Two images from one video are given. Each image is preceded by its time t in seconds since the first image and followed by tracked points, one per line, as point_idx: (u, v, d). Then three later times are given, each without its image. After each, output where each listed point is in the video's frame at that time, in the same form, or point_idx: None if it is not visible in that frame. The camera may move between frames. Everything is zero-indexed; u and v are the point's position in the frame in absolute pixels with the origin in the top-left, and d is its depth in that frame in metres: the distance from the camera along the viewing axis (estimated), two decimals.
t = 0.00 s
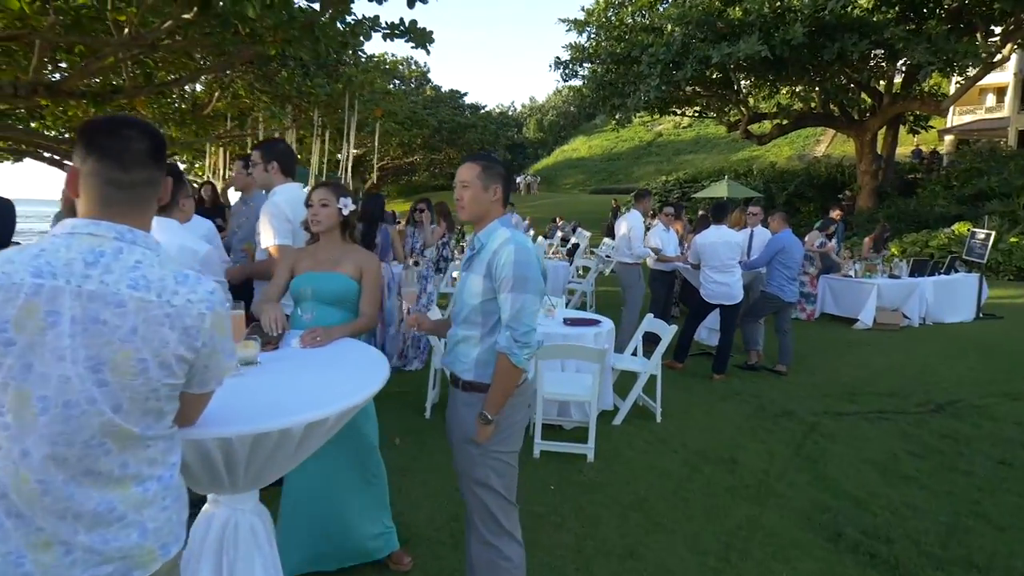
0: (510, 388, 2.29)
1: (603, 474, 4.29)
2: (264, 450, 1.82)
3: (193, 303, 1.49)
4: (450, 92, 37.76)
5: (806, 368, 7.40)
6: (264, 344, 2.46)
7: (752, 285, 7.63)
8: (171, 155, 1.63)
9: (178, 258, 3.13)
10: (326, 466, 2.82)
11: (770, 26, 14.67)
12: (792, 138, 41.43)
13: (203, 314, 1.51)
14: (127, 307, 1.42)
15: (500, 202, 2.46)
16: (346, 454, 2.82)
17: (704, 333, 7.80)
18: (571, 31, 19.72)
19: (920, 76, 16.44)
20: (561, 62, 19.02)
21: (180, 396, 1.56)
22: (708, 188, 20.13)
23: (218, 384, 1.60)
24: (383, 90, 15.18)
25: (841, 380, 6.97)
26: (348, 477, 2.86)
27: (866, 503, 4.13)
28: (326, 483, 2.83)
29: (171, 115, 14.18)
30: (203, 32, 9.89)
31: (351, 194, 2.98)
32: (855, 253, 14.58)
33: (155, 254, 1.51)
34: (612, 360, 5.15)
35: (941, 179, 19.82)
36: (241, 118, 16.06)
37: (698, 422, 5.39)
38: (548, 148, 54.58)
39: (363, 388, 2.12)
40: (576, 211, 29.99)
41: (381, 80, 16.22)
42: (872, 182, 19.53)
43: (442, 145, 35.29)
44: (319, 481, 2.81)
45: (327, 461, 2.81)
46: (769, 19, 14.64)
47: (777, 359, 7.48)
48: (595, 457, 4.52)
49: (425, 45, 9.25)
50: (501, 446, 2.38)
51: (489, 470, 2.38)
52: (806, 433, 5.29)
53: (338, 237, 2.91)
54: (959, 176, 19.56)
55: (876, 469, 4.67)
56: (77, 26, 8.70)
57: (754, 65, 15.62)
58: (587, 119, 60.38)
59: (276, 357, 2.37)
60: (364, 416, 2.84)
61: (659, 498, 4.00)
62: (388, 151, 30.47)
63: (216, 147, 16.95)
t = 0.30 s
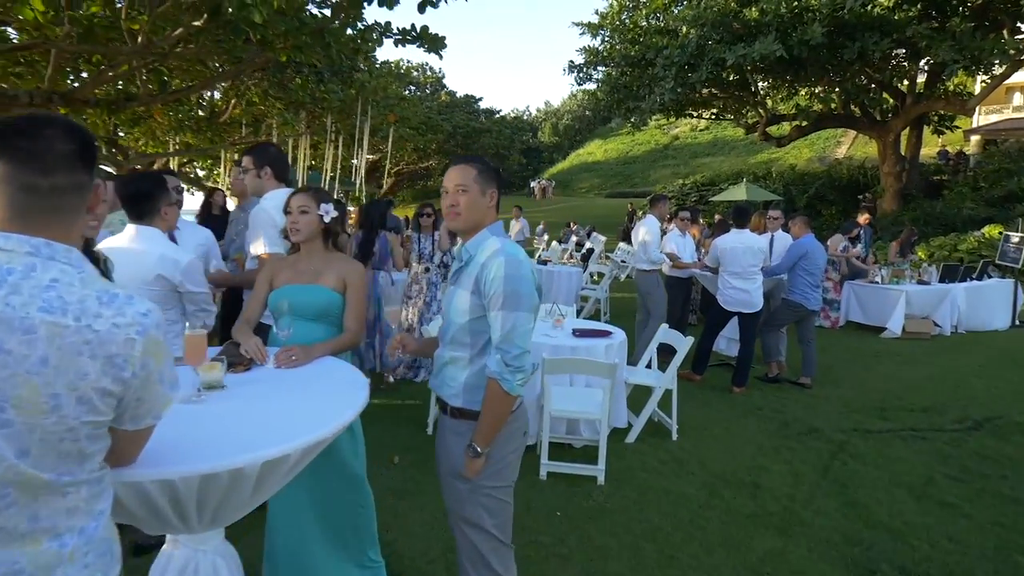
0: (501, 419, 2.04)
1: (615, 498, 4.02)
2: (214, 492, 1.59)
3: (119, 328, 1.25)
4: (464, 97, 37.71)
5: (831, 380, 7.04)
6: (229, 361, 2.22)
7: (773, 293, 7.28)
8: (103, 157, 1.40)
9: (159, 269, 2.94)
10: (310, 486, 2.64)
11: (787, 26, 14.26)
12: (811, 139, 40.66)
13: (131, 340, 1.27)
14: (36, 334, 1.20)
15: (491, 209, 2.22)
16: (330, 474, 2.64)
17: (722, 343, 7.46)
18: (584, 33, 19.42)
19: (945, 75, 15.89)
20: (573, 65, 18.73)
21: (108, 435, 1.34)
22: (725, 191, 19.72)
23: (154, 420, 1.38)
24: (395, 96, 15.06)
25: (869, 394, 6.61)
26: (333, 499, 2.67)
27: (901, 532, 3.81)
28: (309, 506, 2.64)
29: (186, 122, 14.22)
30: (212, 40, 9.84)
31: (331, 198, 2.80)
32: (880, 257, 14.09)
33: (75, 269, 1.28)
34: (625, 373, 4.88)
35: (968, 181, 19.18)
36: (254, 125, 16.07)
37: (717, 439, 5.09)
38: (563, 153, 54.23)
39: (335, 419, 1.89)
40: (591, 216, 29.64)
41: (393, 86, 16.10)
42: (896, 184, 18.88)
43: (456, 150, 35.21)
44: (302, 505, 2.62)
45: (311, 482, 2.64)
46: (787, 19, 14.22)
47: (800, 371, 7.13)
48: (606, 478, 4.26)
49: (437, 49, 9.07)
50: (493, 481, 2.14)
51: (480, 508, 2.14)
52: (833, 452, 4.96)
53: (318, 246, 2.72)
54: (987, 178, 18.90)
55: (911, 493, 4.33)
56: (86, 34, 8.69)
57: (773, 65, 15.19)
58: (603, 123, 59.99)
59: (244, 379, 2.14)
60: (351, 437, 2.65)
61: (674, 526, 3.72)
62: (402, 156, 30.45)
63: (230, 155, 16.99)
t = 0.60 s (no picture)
0: (490, 457, 1.83)
1: (626, 523, 3.79)
2: (156, 545, 1.42)
3: (22, 369, 1.10)
4: (481, 104, 37.72)
5: (859, 394, 6.69)
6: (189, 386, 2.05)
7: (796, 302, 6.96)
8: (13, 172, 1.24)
9: (139, 284, 2.79)
10: (292, 514, 2.49)
11: (808, 25, 13.87)
12: (835, 141, 39.82)
13: (39, 382, 1.12)
14: None
15: (481, 220, 2.00)
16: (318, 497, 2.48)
17: (742, 354, 7.16)
18: (599, 37, 19.19)
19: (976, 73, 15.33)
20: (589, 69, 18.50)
21: (19, 487, 1.18)
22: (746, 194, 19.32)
23: (76, 470, 1.21)
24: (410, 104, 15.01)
25: (901, 408, 6.26)
26: (315, 514, 2.50)
27: (938, 564, 3.51)
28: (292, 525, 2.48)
29: (206, 133, 14.34)
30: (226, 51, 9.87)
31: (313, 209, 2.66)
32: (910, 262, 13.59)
33: None
34: (636, 389, 4.64)
35: (1001, 182, 18.49)
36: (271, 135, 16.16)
37: (737, 458, 4.83)
38: (581, 158, 53.92)
39: (301, 456, 1.72)
40: (608, 220, 29.30)
41: (408, 93, 16.06)
42: (924, 185, 18.19)
43: (473, 156, 35.19)
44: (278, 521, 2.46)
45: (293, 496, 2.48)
46: (807, 17, 13.81)
47: (826, 383, 6.79)
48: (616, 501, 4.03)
49: (451, 62, 8.98)
50: (481, 521, 1.95)
51: (467, 550, 1.95)
52: (862, 473, 4.66)
53: (300, 260, 2.59)
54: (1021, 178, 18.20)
55: (948, 519, 4.02)
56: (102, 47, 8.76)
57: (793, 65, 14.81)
58: (621, 127, 59.57)
59: (209, 408, 1.97)
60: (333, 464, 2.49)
61: (690, 555, 3.48)
62: (420, 163, 30.49)
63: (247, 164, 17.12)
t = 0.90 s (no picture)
0: (477, 508, 1.55)
1: (643, 553, 3.54)
2: None
3: None
4: (499, 111, 37.72)
5: (892, 409, 6.32)
6: (150, 419, 1.88)
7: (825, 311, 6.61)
8: None
9: (117, 299, 2.61)
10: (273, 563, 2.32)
11: (832, 24, 13.44)
12: (862, 142, 38.85)
13: None
14: None
15: (471, 232, 1.74)
16: (290, 508, 2.29)
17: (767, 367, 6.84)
18: (617, 42, 18.95)
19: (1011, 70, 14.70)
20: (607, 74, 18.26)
21: None
22: (769, 198, 18.86)
23: None
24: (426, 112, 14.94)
25: (939, 424, 5.88)
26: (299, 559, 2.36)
27: None
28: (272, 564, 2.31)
29: (225, 143, 14.45)
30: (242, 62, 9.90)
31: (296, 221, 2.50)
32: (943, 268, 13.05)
33: None
34: (653, 406, 4.38)
35: None
36: (289, 144, 16.24)
37: (762, 480, 4.54)
38: (600, 163, 53.56)
39: (261, 502, 1.52)
40: (628, 226, 28.93)
41: (424, 102, 16.00)
42: (955, 187, 17.50)
43: (491, 163, 35.20)
44: (251, 552, 2.27)
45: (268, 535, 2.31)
46: (831, 16, 13.39)
47: (857, 398, 6.44)
48: (632, 529, 3.77)
49: (466, 73, 8.85)
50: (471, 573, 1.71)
51: None
52: (899, 498, 4.33)
53: (282, 275, 2.43)
54: None
55: (997, 551, 3.68)
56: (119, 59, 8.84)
57: (817, 65, 14.39)
58: (641, 131, 59.07)
59: (170, 442, 1.79)
60: (312, 500, 2.40)
61: None
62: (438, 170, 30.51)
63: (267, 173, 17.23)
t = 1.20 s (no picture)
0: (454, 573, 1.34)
1: None
2: None
3: None
4: (519, 119, 37.67)
5: (929, 427, 5.94)
6: (102, 460, 1.72)
7: (857, 322, 6.25)
8: None
9: (96, 321, 2.50)
10: None
11: (860, 23, 13.00)
12: (891, 144, 37.81)
13: None
14: None
15: (454, 254, 1.56)
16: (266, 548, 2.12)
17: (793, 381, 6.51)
18: (637, 47, 18.70)
19: None
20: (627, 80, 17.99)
21: None
22: (795, 203, 18.36)
23: None
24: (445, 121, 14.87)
25: (982, 444, 5.49)
26: None
27: None
28: None
29: (247, 154, 14.58)
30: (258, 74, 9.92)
31: (280, 239, 2.37)
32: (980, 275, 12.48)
33: None
34: (672, 428, 4.12)
35: None
36: (309, 154, 16.33)
37: (789, 506, 4.24)
38: (622, 170, 53.09)
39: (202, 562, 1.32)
40: (650, 233, 28.52)
41: (442, 111, 15.94)
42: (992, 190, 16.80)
43: (512, 170, 35.17)
44: None
45: None
46: (859, 15, 12.96)
47: (890, 415, 6.07)
48: (649, 561, 3.52)
49: (481, 82, 8.72)
50: None
51: None
52: (941, 527, 4.00)
53: (263, 296, 2.30)
54: None
55: None
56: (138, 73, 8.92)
57: (844, 66, 13.95)
58: (662, 137, 58.54)
59: (122, 488, 1.62)
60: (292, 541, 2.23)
61: None
62: (457, 178, 30.51)
63: (287, 183, 17.33)
